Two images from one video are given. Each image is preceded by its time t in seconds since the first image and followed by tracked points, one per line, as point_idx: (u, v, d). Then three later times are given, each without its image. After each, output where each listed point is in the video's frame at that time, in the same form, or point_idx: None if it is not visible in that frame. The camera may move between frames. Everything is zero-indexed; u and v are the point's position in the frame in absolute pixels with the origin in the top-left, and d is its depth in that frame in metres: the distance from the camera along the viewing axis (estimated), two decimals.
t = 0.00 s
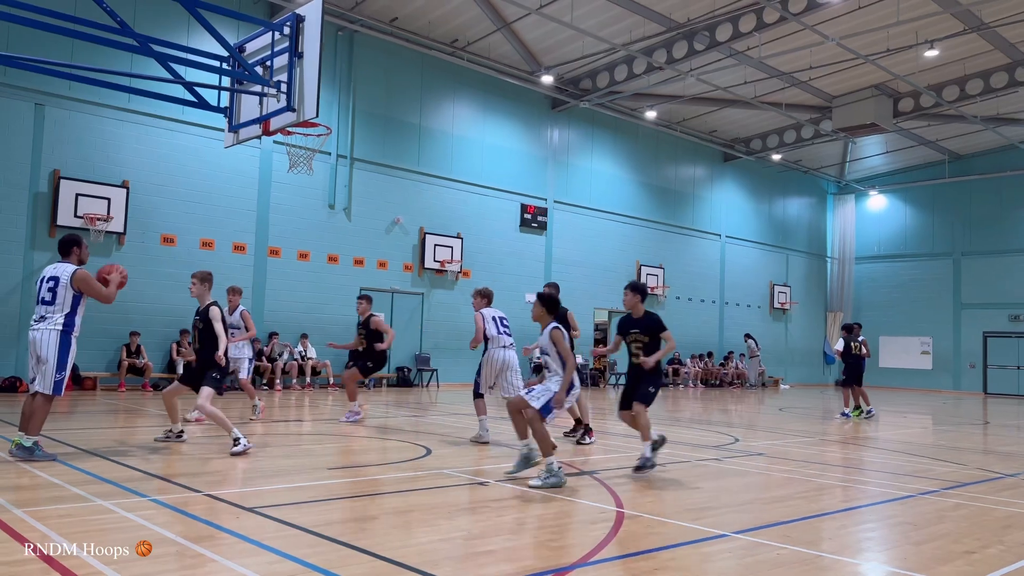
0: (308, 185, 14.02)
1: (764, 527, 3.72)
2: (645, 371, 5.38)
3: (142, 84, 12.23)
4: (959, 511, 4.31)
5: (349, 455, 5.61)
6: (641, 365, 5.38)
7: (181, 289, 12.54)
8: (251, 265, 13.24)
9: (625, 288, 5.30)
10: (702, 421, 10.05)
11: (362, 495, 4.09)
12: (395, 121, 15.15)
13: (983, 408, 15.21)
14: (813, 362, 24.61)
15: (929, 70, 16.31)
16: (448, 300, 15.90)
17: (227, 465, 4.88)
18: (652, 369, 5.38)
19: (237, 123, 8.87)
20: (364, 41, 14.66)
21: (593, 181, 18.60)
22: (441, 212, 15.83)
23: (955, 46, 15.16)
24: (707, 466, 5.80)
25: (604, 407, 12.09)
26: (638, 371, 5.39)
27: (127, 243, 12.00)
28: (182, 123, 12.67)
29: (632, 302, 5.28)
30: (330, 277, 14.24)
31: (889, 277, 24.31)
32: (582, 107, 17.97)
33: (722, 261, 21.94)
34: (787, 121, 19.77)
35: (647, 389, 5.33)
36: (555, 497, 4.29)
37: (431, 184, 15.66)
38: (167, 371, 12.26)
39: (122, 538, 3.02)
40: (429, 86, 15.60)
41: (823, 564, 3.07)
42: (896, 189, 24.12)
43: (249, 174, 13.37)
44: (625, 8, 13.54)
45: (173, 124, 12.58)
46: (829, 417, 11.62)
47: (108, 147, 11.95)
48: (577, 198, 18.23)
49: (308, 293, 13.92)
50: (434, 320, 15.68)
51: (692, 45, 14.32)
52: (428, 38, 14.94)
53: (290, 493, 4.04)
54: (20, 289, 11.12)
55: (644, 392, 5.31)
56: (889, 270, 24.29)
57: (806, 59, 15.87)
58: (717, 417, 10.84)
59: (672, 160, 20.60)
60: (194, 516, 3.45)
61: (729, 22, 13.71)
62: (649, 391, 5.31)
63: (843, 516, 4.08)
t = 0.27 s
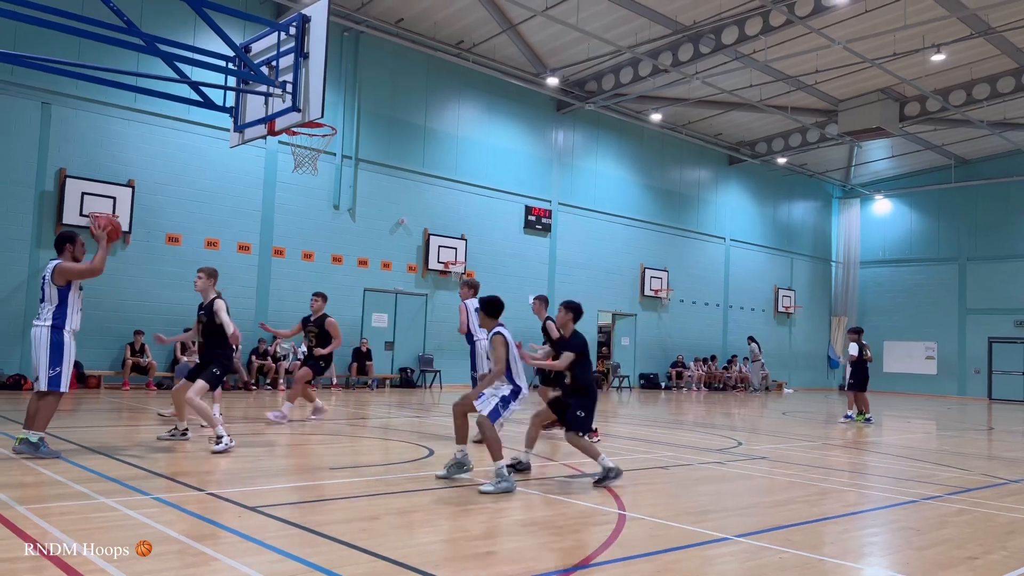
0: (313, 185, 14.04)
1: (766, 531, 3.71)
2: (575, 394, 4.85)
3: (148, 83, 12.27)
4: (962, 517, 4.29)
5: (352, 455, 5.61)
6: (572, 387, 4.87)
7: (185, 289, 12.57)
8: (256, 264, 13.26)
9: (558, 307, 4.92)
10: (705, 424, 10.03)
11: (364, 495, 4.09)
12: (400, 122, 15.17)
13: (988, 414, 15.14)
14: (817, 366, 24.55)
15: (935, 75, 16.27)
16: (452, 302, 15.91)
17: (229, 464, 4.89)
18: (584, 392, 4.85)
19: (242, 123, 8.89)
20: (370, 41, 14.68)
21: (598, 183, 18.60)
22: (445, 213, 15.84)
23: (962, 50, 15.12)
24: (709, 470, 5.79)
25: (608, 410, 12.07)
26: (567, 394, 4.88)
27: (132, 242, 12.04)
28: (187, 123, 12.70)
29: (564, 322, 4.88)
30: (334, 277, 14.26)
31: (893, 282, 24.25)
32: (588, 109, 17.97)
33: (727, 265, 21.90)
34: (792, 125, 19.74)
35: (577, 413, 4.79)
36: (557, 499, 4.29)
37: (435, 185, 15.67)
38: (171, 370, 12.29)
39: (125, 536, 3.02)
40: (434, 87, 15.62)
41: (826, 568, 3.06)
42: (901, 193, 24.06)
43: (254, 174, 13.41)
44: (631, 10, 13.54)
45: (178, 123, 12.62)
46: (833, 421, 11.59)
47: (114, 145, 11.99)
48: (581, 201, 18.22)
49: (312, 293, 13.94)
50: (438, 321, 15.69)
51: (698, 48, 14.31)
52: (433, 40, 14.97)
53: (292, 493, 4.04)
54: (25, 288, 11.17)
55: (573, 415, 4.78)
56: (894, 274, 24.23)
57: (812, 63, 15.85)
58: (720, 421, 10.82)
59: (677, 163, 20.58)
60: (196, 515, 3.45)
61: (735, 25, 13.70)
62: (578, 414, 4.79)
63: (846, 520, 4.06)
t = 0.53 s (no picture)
0: (316, 185, 14.06)
1: (767, 533, 3.71)
2: (531, 382, 4.88)
3: (152, 82, 12.30)
4: (965, 521, 4.28)
5: (353, 454, 5.61)
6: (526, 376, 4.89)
7: (188, 287, 12.59)
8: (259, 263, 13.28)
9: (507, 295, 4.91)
10: (708, 426, 10.02)
11: (365, 494, 4.10)
12: (404, 122, 15.18)
13: (991, 418, 15.09)
14: (819, 369, 24.52)
15: (940, 78, 16.25)
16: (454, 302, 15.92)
17: (231, 463, 4.90)
18: (539, 380, 4.89)
19: (246, 121, 8.90)
20: (374, 41, 14.69)
21: (600, 184, 18.58)
22: (448, 213, 15.84)
23: (967, 53, 15.08)
24: (711, 472, 5.78)
25: (610, 411, 12.07)
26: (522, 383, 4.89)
27: (135, 240, 12.07)
28: (191, 121, 12.73)
29: (513, 309, 4.88)
30: (337, 277, 14.27)
31: (897, 285, 24.21)
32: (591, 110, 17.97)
33: (729, 267, 21.88)
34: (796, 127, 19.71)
35: (532, 401, 4.80)
36: (558, 500, 4.29)
37: (438, 185, 15.68)
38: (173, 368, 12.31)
39: (127, 534, 3.03)
40: (437, 87, 15.62)
41: (826, 570, 3.06)
42: (905, 196, 24.03)
43: (257, 173, 13.42)
44: (635, 11, 13.55)
45: (182, 122, 12.64)
46: (835, 424, 11.57)
47: (118, 144, 12.02)
48: (584, 202, 18.22)
49: (315, 293, 13.95)
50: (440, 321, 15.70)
51: (701, 50, 14.31)
52: (437, 40, 14.98)
53: (293, 492, 4.05)
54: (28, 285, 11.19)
55: (529, 404, 4.77)
56: (898, 277, 24.19)
57: (816, 65, 15.83)
58: (722, 422, 10.81)
59: (680, 165, 20.56)
60: (197, 513, 3.46)
61: (739, 27, 13.69)
62: (534, 402, 4.78)
63: (848, 523, 4.06)
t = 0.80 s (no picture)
0: (319, 185, 14.08)
1: (768, 536, 3.71)
2: (505, 381, 4.86)
3: (155, 81, 12.32)
4: (966, 524, 4.28)
5: (353, 454, 5.61)
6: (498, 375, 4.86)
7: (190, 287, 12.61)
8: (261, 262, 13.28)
9: (469, 297, 4.80)
10: (708, 428, 10.02)
11: (365, 494, 4.10)
12: (407, 122, 15.20)
13: (992, 421, 15.07)
14: (820, 371, 24.50)
15: (942, 81, 16.25)
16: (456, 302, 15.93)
17: (231, 462, 4.90)
18: (512, 378, 4.88)
19: (248, 121, 8.92)
20: (377, 41, 14.71)
21: (602, 185, 18.58)
22: (449, 213, 15.85)
23: (971, 56, 15.07)
24: (711, 474, 5.79)
25: (610, 412, 12.08)
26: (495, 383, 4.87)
27: (137, 239, 12.10)
28: (193, 120, 12.74)
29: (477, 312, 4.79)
30: (338, 277, 14.29)
31: (898, 287, 24.19)
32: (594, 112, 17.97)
33: (731, 268, 21.87)
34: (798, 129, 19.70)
35: (510, 399, 4.82)
36: (557, 501, 4.29)
37: (441, 186, 15.69)
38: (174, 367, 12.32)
39: (127, 533, 3.03)
40: (440, 87, 15.64)
41: (827, 573, 3.06)
42: (908, 199, 24.01)
43: (260, 172, 13.44)
44: (638, 13, 13.55)
45: (184, 121, 12.66)
46: (836, 427, 11.57)
47: (121, 142, 12.04)
48: (586, 203, 18.23)
49: (317, 293, 13.97)
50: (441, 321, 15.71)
51: (704, 52, 14.31)
52: (440, 40, 15.01)
53: (294, 492, 4.05)
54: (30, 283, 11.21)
55: (508, 402, 4.79)
56: (900, 280, 24.16)
57: (819, 67, 15.83)
58: (722, 424, 10.81)
59: (682, 166, 20.56)
60: (197, 512, 3.46)
61: (742, 29, 13.69)
62: (512, 401, 4.81)
63: (848, 526, 4.06)
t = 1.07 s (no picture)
0: (321, 185, 14.10)
1: (766, 538, 3.71)
2: (497, 381, 4.85)
3: (158, 80, 12.34)
4: (964, 527, 4.29)
5: (352, 454, 5.62)
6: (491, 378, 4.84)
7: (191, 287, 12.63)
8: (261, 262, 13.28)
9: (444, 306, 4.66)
10: (708, 430, 10.01)
11: (364, 494, 4.11)
12: (408, 123, 15.22)
13: (992, 425, 15.07)
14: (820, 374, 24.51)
15: (944, 85, 16.25)
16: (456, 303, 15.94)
17: (231, 461, 4.91)
18: (505, 376, 4.87)
19: (250, 120, 8.94)
20: (378, 42, 14.73)
21: (603, 186, 18.58)
22: (450, 214, 15.86)
23: (973, 59, 15.07)
24: (709, 476, 5.79)
25: (610, 413, 12.09)
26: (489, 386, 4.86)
27: (138, 238, 12.12)
28: (195, 120, 12.75)
29: (456, 322, 4.67)
30: (339, 277, 14.30)
31: (899, 290, 24.19)
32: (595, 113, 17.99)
33: (731, 270, 21.87)
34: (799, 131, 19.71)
35: (507, 399, 4.83)
36: (556, 502, 4.30)
37: (442, 186, 15.71)
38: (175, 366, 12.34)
39: (126, 532, 3.04)
40: (441, 88, 15.65)
41: None
42: (908, 202, 24.01)
43: (261, 172, 13.45)
44: (640, 15, 13.56)
45: (186, 120, 12.66)
46: (835, 430, 11.58)
47: (122, 141, 12.05)
48: (587, 204, 18.23)
49: (318, 292, 13.98)
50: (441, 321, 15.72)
51: (706, 54, 14.31)
52: (442, 41, 15.02)
53: (293, 492, 4.06)
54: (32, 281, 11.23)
55: (506, 403, 4.81)
56: (900, 283, 24.16)
57: (820, 70, 15.84)
58: (721, 426, 10.82)
59: (683, 168, 20.57)
60: (196, 511, 3.47)
61: (743, 32, 13.69)
62: (510, 401, 4.83)
63: (847, 529, 4.07)
